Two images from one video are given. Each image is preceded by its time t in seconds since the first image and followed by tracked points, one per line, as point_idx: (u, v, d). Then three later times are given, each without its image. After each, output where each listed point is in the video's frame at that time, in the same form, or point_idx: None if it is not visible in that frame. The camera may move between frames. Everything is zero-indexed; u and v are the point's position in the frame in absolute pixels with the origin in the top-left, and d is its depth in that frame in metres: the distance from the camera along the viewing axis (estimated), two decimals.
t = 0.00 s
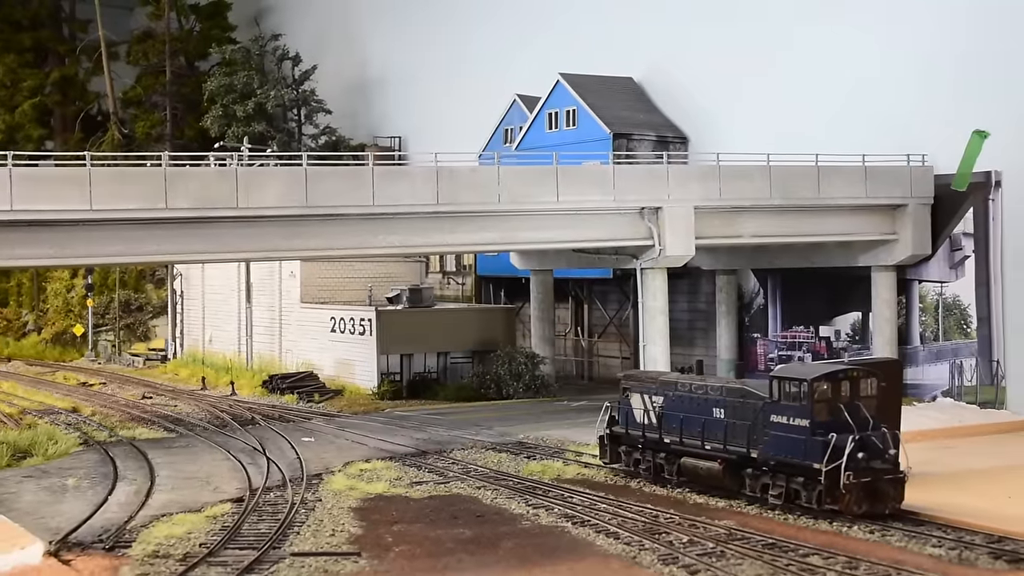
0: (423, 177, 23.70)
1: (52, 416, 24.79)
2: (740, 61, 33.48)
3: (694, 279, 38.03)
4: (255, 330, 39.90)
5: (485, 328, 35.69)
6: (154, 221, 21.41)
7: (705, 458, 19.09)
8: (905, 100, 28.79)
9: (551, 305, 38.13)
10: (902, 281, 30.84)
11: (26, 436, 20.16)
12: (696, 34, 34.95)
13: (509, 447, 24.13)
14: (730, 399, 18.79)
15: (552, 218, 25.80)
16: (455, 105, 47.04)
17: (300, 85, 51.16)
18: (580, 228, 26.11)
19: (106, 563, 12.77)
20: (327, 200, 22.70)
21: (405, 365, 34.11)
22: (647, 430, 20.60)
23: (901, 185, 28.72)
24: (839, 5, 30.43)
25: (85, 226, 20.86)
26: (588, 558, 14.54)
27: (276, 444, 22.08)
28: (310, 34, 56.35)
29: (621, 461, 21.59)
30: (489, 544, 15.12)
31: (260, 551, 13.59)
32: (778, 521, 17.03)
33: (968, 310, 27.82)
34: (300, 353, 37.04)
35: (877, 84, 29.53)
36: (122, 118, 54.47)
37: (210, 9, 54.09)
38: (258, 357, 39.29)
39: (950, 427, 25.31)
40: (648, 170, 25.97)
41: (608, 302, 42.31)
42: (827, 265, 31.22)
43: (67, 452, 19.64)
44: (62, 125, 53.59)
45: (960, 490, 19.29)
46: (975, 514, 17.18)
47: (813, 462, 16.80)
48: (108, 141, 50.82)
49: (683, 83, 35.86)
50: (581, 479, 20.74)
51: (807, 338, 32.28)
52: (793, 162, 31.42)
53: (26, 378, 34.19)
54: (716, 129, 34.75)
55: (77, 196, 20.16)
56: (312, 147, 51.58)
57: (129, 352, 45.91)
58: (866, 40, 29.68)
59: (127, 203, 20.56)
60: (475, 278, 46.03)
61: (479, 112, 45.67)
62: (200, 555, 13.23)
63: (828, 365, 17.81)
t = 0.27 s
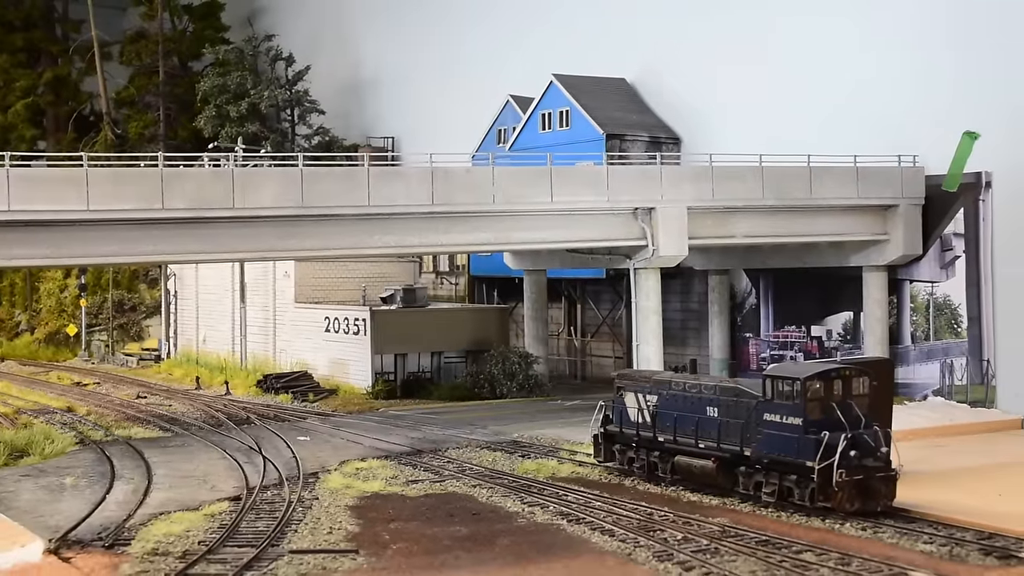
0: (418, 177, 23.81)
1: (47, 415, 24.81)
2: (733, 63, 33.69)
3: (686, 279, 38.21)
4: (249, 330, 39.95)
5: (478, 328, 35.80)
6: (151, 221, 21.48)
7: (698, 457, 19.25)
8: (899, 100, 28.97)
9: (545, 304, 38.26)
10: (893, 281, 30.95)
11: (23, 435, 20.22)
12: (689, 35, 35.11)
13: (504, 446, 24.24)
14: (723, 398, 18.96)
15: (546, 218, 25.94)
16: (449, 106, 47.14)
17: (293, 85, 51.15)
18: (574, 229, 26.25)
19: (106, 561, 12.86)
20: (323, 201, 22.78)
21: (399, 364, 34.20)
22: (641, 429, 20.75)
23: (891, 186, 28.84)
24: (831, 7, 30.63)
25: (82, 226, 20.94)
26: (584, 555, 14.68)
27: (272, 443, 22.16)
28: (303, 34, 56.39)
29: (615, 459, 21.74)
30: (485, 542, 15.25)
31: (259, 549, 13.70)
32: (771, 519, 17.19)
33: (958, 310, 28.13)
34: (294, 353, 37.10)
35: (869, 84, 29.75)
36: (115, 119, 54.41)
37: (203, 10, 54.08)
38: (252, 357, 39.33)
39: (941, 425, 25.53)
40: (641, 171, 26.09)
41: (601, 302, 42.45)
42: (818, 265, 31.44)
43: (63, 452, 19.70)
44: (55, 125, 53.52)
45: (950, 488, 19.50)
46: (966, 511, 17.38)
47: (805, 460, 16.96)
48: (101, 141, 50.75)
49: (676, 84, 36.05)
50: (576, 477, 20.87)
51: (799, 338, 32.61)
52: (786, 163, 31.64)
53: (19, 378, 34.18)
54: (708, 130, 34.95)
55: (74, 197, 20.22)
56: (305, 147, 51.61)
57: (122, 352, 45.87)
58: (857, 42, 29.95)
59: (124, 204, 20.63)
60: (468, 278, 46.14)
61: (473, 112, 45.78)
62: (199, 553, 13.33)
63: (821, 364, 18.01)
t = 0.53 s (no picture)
0: (414, 178, 23.91)
1: (43, 415, 24.83)
2: (727, 65, 33.88)
3: (680, 279, 38.40)
4: (244, 330, 39.99)
5: (473, 328, 35.91)
6: (149, 222, 21.56)
7: (693, 455, 19.42)
8: (894, 100, 29.17)
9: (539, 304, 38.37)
10: (886, 281, 30.99)
11: (21, 435, 20.27)
12: (684, 36, 35.29)
13: (499, 445, 24.36)
14: (718, 397, 19.13)
15: (541, 218, 26.08)
16: (443, 107, 47.25)
17: (288, 86, 51.17)
18: (569, 229, 26.40)
19: (108, 558, 12.94)
20: (320, 201, 22.87)
21: (394, 364, 34.28)
22: (636, 428, 20.88)
23: (885, 187, 28.81)
24: (824, 9, 30.84)
25: (80, 226, 21.01)
26: (581, 552, 14.82)
27: (269, 443, 22.26)
28: (297, 35, 56.44)
29: (610, 458, 21.90)
30: (483, 539, 15.38)
31: (259, 546, 13.81)
32: (766, 516, 17.36)
33: (949, 310, 28.35)
34: (289, 353, 37.17)
35: (864, 84, 29.93)
36: (109, 119, 54.36)
37: (197, 10, 54.07)
38: (248, 357, 39.38)
39: (934, 424, 25.72)
40: (636, 172, 26.23)
41: (595, 302, 42.60)
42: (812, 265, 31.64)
43: (61, 451, 19.76)
44: (49, 125, 53.45)
45: (942, 486, 19.70)
46: (958, 509, 17.57)
47: (800, 458, 17.12)
48: (96, 141, 50.70)
49: (670, 86, 36.23)
50: (571, 476, 21.01)
51: (792, 337, 32.87)
52: (779, 164, 31.84)
53: (14, 378, 34.18)
54: (702, 131, 35.13)
55: (72, 197, 20.29)
56: (300, 147, 51.65)
57: (117, 352, 45.85)
58: (850, 44, 30.20)
59: (122, 204, 20.71)
60: (462, 278, 46.25)
61: (467, 113, 45.89)
62: (200, 550, 13.43)
63: (815, 363, 18.19)
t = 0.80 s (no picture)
0: (410, 179, 24.03)
1: (40, 415, 24.87)
2: (720, 65, 34.07)
3: (674, 279, 38.57)
4: (239, 330, 40.05)
5: (468, 328, 36.01)
6: (147, 222, 21.64)
7: (688, 454, 19.58)
8: (886, 101, 29.39)
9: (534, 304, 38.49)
10: (878, 282, 31.12)
11: (19, 434, 20.34)
12: (678, 38, 35.50)
13: (495, 444, 24.48)
14: (713, 396, 19.29)
15: (537, 219, 26.22)
16: (437, 107, 47.35)
17: (282, 87, 51.19)
18: (564, 230, 26.53)
19: (109, 556, 13.04)
20: (317, 202, 22.97)
21: (389, 364, 34.37)
22: (631, 426, 21.02)
23: (877, 188, 28.98)
24: (817, 11, 31.05)
25: (79, 227, 21.10)
26: (578, 549, 14.96)
27: (266, 442, 22.35)
28: (291, 35, 56.49)
29: (606, 457, 22.06)
30: (481, 536, 15.52)
31: (259, 544, 13.92)
32: (761, 514, 17.52)
33: (942, 310, 28.49)
34: (284, 353, 37.23)
35: (858, 85, 30.12)
36: (103, 119, 54.31)
37: (191, 11, 54.05)
38: (243, 357, 39.44)
39: (926, 423, 25.93)
40: (630, 173, 26.35)
41: (589, 302, 42.75)
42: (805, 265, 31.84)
43: (59, 450, 19.84)
44: (43, 126, 53.42)
45: (934, 484, 19.91)
46: (950, 507, 17.76)
47: (794, 457, 17.28)
48: (90, 141, 50.65)
49: (663, 87, 36.42)
50: (567, 475, 21.16)
51: (785, 337, 33.09)
52: (772, 165, 32.03)
53: (9, 378, 34.18)
54: (696, 131, 35.31)
55: (71, 198, 20.37)
56: (294, 148, 51.68)
57: (111, 352, 45.86)
58: (842, 46, 30.43)
59: (120, 205, 20.80)
60: (456, 278, 46.36)
61: (461, 113, 45.99)
62: (200, 548, 13.54)
63: (809, 362, 18.36)
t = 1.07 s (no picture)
0: (406, 179, 24.13)
1: (36, 415, 24.90)
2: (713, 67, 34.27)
3: (667, 280, 38.74)
4: (234, 330, 40.09)
5: (462, 328, 36.10)
6: (144, 222, 21.70)
7: (683, 452, 19.74)
8: (877, 103, 29.64)
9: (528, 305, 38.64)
10: (870, 282, 31.20)
11: (16, 433, 20.40)
12: (670, 40, 35.71)
13: (491, 443, 24.60)
14: (707, 395, 19.44)
15: (532, 219, 26.35)
16: (431, 108, 47.46)
17: (275, 87, 51.20)
18: (558, 230, 26.66)
19: (109, 554, 13.13)
20: (313, 203, 23.05)
21: (384, 364, 34.45)
22: (626, 426, 21.17)
23: (869, 188, 29.18)
24: (809, 12, 31.25)
25: (77, 227, 21.16)
26: (574, 547, 15.09)
27: (263, 441, 22.43)
28: (284, 35, 56.50)
29: (601, 456, 22.22)
30: (478, 534, 15.65)
31: (259, 542, 14.02)
32: (755, 512, 17.68)
33: (934, 310, 28.79)
34: (279, 353, 37.29)
35: (849, 86, 30.34)
36: (96, 120, 54.27)
37: (185, 11, 54.04)
38: (238, 357, 39.48)
39: (918, 423, 26.14)
40: (625, 173, 26.46)
41: (583, 302, 42.90)
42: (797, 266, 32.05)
43: (57, 450, 19.89)
44: (36, 126, 53.35)
45: (926, 482, 20.12)
46: (942, 504, 17.96)
47: (788, 455, 17.43)
48: (83, 142, 50.60)
49: (656, 88, 36.61)
50: (563, 473, 21.29)
51: (778, 337, 33.29)
52: (765, 167, 32.24)
53: (4, 378, 34.17)
54: (689, 132, 35.49)
55: (69, 199, 20.43)
56: (288, 148, 51.71)
57: (106, 352, 45.85)
58: (833, 49, 30.64)
59: (118, 205, 20.86)
60: (450, 278, 46.46)
61: (455, 114, 46.11)
62: (200, 546, 13.64)
63: (802, 362, 18.52)
